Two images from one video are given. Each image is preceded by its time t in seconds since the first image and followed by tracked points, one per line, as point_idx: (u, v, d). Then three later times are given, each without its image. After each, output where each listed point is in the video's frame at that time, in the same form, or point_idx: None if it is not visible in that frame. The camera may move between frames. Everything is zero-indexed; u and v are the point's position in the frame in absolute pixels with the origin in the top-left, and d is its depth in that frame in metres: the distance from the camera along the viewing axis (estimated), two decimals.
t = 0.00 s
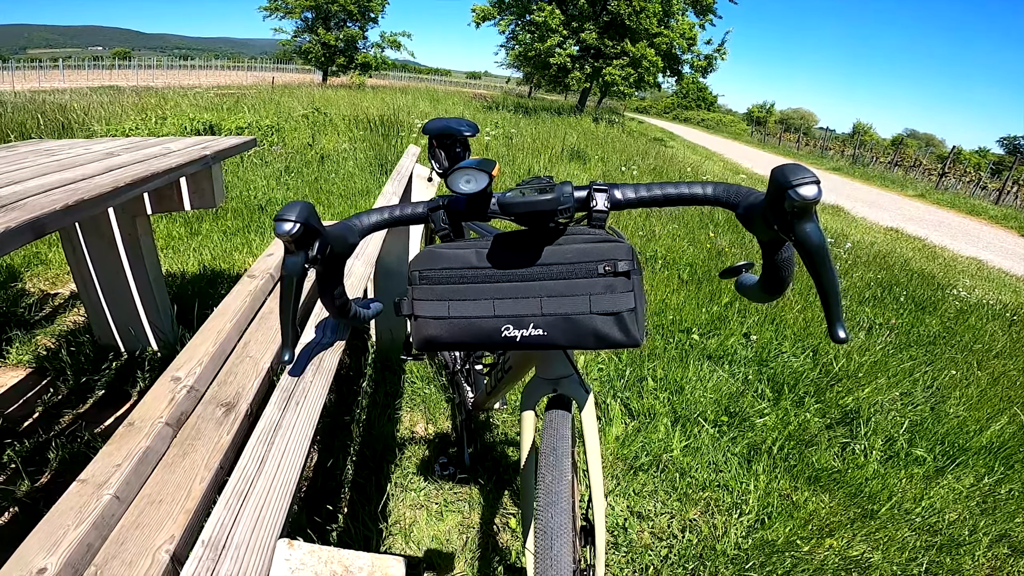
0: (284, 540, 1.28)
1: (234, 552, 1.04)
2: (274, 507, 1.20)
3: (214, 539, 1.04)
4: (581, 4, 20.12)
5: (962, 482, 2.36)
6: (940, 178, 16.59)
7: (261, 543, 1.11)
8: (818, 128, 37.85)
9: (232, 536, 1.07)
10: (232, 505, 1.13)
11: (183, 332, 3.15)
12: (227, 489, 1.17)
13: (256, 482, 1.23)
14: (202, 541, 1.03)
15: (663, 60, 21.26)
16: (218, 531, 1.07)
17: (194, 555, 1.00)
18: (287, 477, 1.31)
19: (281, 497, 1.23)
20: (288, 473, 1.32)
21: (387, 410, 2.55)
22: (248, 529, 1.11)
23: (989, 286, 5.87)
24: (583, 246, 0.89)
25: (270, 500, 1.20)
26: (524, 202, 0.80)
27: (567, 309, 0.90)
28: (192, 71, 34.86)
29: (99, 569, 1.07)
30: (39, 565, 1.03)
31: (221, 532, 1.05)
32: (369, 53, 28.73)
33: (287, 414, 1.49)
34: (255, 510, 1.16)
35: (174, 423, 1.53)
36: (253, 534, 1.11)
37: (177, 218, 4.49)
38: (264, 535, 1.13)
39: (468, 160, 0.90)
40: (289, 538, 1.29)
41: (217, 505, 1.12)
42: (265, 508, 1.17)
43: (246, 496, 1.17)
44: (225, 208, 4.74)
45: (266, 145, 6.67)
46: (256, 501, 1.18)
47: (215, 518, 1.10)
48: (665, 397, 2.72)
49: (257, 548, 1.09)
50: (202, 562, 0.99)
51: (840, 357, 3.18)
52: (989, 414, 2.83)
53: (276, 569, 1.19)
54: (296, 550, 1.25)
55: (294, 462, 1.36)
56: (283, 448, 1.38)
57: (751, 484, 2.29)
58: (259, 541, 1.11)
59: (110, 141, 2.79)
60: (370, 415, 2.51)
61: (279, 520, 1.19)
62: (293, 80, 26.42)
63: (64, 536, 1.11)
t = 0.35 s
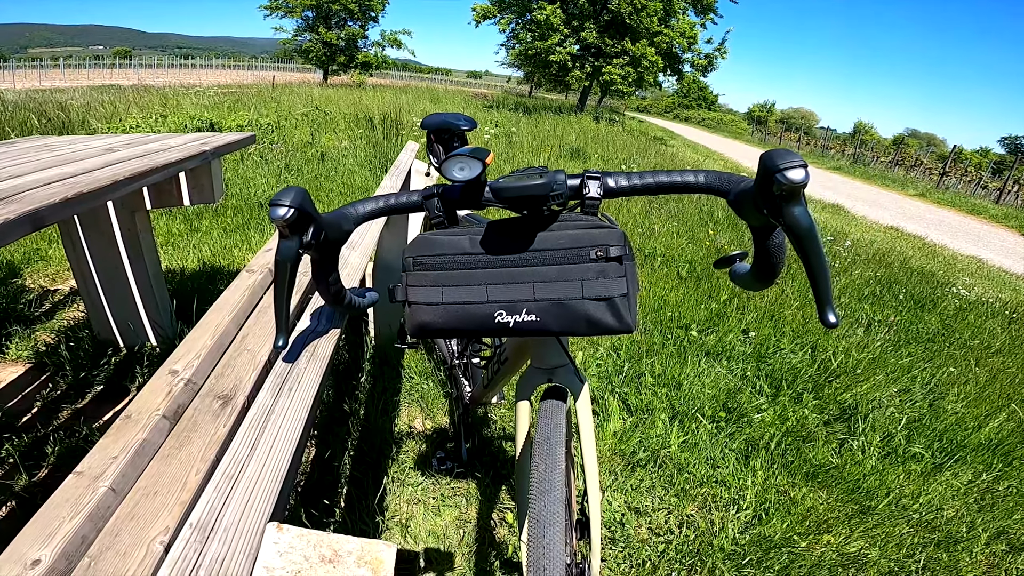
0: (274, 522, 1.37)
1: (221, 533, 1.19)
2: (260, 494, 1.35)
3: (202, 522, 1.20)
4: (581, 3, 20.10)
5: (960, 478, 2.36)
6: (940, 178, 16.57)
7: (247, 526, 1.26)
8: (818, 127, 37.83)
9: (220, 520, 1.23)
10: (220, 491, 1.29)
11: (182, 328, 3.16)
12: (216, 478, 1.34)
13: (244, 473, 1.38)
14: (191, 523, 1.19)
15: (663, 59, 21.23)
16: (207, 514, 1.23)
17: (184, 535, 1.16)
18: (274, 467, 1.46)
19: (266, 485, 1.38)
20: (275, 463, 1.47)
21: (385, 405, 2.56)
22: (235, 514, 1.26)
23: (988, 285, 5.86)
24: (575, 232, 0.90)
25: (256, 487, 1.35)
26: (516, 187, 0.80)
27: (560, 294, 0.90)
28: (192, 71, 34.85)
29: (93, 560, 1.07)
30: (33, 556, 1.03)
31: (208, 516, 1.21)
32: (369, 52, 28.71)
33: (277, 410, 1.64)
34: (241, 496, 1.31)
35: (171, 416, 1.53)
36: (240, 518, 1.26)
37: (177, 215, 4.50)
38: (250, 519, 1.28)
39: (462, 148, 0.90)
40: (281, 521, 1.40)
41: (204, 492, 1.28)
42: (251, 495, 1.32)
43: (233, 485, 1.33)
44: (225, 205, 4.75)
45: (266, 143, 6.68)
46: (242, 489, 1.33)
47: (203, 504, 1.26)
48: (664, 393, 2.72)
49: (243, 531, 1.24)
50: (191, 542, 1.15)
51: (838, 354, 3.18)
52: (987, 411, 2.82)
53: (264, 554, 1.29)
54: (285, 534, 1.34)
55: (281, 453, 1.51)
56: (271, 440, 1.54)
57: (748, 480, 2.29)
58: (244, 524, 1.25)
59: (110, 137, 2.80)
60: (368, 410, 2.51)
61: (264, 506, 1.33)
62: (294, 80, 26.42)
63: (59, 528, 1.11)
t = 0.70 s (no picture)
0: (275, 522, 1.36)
1: (223, 533, 1.19)
2: (262, 492, 1.34)
3: (204, 522, 1.19)
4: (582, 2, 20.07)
5: (960, 478, 2.35)
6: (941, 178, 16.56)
7: (249, 524, 1.25)
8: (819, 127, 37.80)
9: (222, 519, 1.22)
10: (221, 492, 1.28)
11: (183, 327, 3.17)
12: (218, 477, 1.33)
13: (246, 472, 1.38)
14: (193, 524, 1.19)
15: (664, 59, 21.21)
16: (209, 515, 1.22)
17: (186, 536, 1.15)
18: (276, 464, 1.45)
19: (268, 483, 1.37)
20: (277, 460, 1.46)
21: (386, 404, 2.56)
22: (237, 513, 1.25)
23: (989, 284, 5.85)
24: (576, 232, 0.89)
25: (257, 486, 1.34)
26: (517, 187, 0.80)
27: (560, 294, 0.90)
28: (194, 70, 34.87)
29: (94, 559, 1.07)
30: (34, 556, 1.04)
31: (210, 516, 1.21)
32: (370, 51, 28.69)
33: (279, 407, 1.63)
34: (243, 495, 1.30)
35: (172, 415, 1.54)
36: (242, 516, 1.25)
37: (177, 214, 4.50)
38: (252, 516, 1.27)
39: (463, 148, 0.90)
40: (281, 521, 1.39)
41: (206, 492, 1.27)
42: (253, 494, 1.32)
43: (234, 485, 1.32)
44: (226, 204, 4.75)
45: (267, 142, 6.68)
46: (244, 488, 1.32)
47: (205, 504, 1.25)
48: (664, 392, 2.72)
49: (244, 528, 1.23)
50: (192, 542, 1.14)
51: (839, 353, 3.18)
52: (988, 411, 2.82)
53: (266, 554, 1.28)
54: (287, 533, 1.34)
55: (283, 450, 1.50)
56: (273, 439, 1.53)
57: (749, 479, 2.29)
58: (246, 522, 1.25)
59: (112, 136, 2.81)
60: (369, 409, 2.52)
61: (266, 503, 1.32)
62: (295, 79, 26.40)
63: (60, 527, 1.12)
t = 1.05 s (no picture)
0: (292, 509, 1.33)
1: (244, 522, 1.09)
2: (280, 480, 1.25)
3: (226, 508, 1.07)
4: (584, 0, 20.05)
5: (960, 476, 2.36)
6: (942, 178, 16.56)
7: (268, 514, 1.16)
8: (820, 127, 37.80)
9: (243, 506, 1.11)
10: (241, 477, 1.16)
11: (186, 320, 3.18)
12: (238, 459, 1.21)
13: (265, 457, 1.27)
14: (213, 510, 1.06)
15: (665, 57, 21.20)
16: (229, 501, 1.10)
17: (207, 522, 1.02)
18: (293, 451, 1.35)
19: (286, 471, 1.28)
20: (295, 447, 1.36)
21: (389, 399, 2.57)
22: (257, 500, 1.15)
23: (989, 284, 5.87)
24: (589, 223, 0.91)
25: (277, 473, 1.25)
26: (532, 176, 0.81)
27: (573, 284, 0.91)
28: (194, 66, 34.85)
29: (101, 552, 1.07)
30: (42, 548, 1.05)
31: (232, 502, 1.09)
32: (371, 48, 28.66)
33: (295, 390, 1.52)
34: (262, 482, 1.20)
35: (179, 407, 1.55)
36: (261, 504, 1.15)
37: (180, 209, 4.51)
38: (271, 506, 1.18)
39: (477, 139, 0.91)
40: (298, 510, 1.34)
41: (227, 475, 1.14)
42: (272, 481, 1.22)
43: (256, 470, 1.21)
44: (228, 199, 4.76)
45: (269, 138, 6.69)
46: (264, 475, 1.22)
47: (227, 488, 1.13)
48: (666, 388, 2.74)
49: (264, 517, 1.14)
50: (214, 530, 1.02)
51: (839, 351, 3.20)
52: (988, 409, 2.83)
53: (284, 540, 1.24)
54: (305, 521, 1.30)
55: (299, 437, 1.41)
56: (289, 423, 1.42)
57: (750, 475, 2.30)
58: (265, 513, 1.15)
59: (117, 129, 2.82)
60: (373, 403, 2.53)
61: (285, 492, 1.24)
62: (296, 75, 26.38)
63: (68, 519, 1.14)
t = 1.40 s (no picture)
0: (298, 504, 1.50)
1: (248, 515, 1.10)
2: (281, 473, 1.26)
3: (228, 502, 1.09)
4: None
5: (952, 470, 2.38)
6: (936, 175, 16.63)
7: (270, 508, 1.17)
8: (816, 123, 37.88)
9: (245, 500, 1.12)
10: (243, 471, 1.17)
11: (183, 316, 3.17)
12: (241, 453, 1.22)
13: (267, 451, 1.28)
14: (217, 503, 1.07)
15: (662, 53, 21.17)
16: (231, 495, 1.12)
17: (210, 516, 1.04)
18: (294, 444, 1.36)
19: (288, 464, 1.30)
20: (296, 442, 1.37)
21: (387, 394, 2.57)
22: (259, 494, 1.16)
23: (981, 281, 5.91)
24: (588, 219, 0.92)
25: (279, 467, 1.25)
26: (531, 172, 0.82)
27: (571, 278, 0.92)
28: (188, 61, 34.61)
29: (102, 547, 1.09)
30: (41, 544, 1.05)
31: (234, 496, 1.10)
32: (367, 43, 28.50)
33: (296, 383, 1.53)
34: (264, 476, 1.21)
35: (176, 403, 1.55)
36: (264, 497, 1.17)
37: (175, 204, 4.49)
38: (273, 498, 1.19)
39: (476, 134, 0.92)
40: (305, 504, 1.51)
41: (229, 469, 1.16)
42: (274, 476, 1.23)
43: (258, 464, 1.22)
44: (223, 194, 4.74)
45: (264, 133, 6.66)
46: (266, 468, 1.23)
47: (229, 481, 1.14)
48: (662, 383, 2.76)
49: (267, 510, 1.15)
50: (217, 523, 1.04)
51: (833, 346, 3.22)
52: (980, 404, 2.86)
53: (290, 533, 1.40)
54: (308, 514, 1.46)
55: (300, 431, 1.42)
56: (291, 416, 1.44)
57: (746, 470, 2.32)
58: (268, 505, 1.16)
59: (113, 125, 2.81)
60: (370, 398, 2.53)
61: (286, 486, 1.25)
62: (291, 71, 26.23)
63: (67, 515, 1.13)
